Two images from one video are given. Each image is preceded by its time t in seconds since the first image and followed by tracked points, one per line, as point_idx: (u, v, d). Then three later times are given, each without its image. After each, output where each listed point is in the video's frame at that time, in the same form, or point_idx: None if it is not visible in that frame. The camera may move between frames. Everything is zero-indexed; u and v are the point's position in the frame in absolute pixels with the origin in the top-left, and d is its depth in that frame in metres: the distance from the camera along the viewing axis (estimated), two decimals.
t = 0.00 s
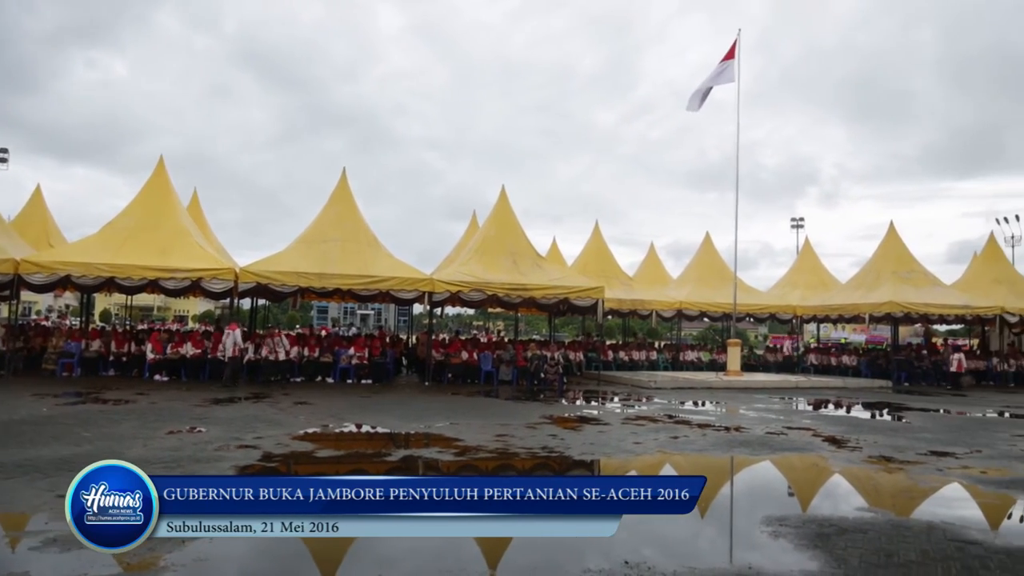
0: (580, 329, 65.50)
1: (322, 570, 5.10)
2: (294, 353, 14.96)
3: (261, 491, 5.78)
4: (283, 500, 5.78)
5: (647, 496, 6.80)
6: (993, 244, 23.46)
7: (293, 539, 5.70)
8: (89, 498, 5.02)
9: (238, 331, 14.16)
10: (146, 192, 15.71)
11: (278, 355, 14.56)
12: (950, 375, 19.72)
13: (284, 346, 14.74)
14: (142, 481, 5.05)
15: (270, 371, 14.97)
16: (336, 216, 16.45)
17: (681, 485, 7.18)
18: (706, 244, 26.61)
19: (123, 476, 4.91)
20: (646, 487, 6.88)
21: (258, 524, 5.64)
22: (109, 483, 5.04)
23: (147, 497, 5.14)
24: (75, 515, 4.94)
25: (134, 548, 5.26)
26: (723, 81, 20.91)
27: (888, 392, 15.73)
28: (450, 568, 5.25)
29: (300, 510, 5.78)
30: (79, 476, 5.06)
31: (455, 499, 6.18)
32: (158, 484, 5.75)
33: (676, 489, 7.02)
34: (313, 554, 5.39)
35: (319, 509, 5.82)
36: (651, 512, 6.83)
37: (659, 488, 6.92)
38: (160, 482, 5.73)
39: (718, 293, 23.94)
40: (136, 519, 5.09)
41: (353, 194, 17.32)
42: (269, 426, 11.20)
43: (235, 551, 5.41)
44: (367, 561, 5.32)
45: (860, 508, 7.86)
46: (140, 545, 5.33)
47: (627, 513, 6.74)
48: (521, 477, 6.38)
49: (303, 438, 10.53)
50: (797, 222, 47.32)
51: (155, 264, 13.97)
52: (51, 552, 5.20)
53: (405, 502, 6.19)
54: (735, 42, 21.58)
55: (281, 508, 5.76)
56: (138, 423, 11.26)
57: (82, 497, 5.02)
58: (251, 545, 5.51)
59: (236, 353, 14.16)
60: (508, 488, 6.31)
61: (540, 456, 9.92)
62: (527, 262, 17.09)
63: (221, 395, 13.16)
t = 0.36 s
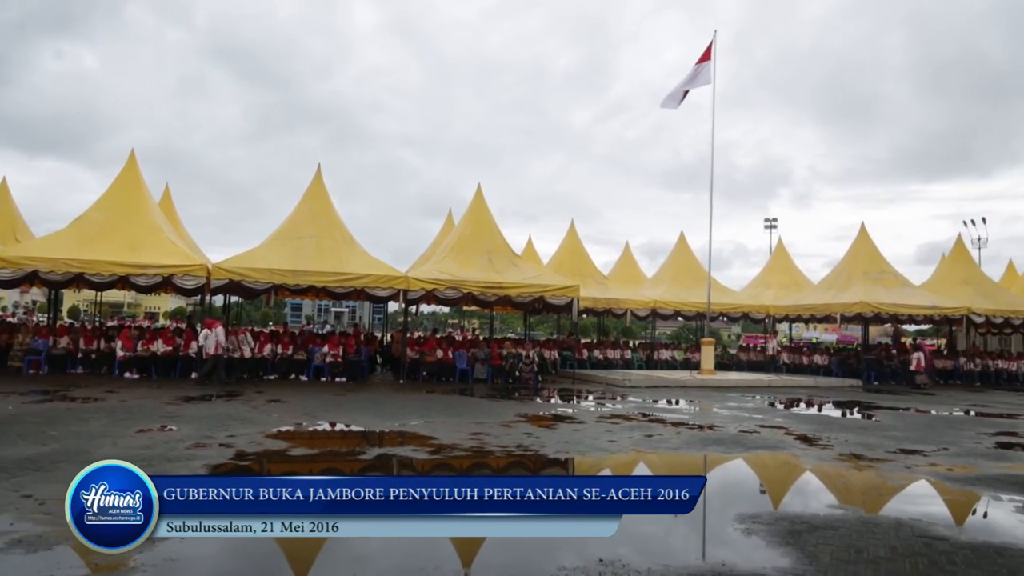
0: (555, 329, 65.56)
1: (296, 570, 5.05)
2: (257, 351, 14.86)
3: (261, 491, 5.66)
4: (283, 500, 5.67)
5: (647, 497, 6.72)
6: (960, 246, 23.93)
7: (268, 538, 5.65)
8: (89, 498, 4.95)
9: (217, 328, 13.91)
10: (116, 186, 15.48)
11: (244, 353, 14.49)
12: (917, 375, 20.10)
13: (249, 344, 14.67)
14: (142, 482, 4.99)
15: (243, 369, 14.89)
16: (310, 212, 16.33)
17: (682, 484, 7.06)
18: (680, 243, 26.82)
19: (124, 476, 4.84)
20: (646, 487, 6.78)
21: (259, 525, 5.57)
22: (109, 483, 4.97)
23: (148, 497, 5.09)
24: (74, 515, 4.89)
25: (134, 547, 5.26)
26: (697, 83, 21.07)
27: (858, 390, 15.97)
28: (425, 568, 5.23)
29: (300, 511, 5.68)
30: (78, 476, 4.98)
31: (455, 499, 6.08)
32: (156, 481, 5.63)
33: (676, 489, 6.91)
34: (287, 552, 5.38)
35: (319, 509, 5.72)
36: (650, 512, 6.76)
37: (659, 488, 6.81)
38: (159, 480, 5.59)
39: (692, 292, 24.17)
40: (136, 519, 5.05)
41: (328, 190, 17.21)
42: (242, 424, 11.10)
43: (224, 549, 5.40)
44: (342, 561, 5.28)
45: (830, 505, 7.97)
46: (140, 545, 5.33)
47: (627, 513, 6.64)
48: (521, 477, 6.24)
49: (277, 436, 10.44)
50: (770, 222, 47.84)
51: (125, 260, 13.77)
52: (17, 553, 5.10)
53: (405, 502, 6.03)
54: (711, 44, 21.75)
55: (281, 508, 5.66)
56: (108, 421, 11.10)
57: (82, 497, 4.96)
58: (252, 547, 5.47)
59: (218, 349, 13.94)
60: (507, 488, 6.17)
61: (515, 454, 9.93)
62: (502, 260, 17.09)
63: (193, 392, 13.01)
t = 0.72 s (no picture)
0: (532, 327, 65.65)
1: (270, 570, 5.00)
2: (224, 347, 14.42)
3: (261, 491, 5.68)
4: (282, 500, 5.69)
5: (647, 497, 6.67)
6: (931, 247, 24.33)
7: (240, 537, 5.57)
8: (89, 498, 4.91)
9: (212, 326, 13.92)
10: (88, 181, 15.25)
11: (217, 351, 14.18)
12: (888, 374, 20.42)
13: (222, 341, 14.32)
14: (141, 482, 4.93)
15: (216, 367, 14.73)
16: (286, 209, 16.22)
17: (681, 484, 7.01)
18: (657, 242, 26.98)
19: (123, 476, 4.79)
20: (645, 488, 6.74)
21: (258, 525, 5.57)
22: (109, 482, 4.93)
23: (147, 497, 5.03)
24: (75, 515, 4.86)
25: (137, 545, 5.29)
26: (675, 83, 21.19)
27: (831, 389, 16.17)
28: (401, 566, 5.20)
29: (300, 510, 5.70)
30: (78, 475, 4.94)
31: (455, 499, 6.02)
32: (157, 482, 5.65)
33: (676, 489, 6.85)
34: (260, 551, 5.35)
35: (319, 509, 5.73)
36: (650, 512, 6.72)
37: (659, 488, 6.80)
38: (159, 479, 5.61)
39: (668, 291, 24.34)
40: (136, 519, 5.00)
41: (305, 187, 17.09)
42: (216, 422, 10.98)
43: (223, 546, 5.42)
44: (317, 561, 5.24)
45: (803, 503, 8.06)
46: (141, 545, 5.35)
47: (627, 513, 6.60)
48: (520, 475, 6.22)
49: (251, 434, 10.36)
50: (746, 222, 48.28)
51: (96, 256, 13.59)
52: None
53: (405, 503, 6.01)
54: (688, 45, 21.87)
55: (281, 508, 5.67)
56: (78, 419, 10.93)
57: (82, 497, 4.92)
58: (242, 548, 5.40)
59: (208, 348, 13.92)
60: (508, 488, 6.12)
61: (491, 452, 9.93)
62: (480, 258, 17.08)
63: (166, 390, 12.86)
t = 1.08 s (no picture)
0: (510, 325, 65.77)
1: (245, 570, 4.95)
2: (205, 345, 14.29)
3: (261, 491, 5.66)
4: (283, 500, 5.68)
5: (648, 497, 6.69)
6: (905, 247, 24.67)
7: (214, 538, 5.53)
8: (89, 498, 4.84)
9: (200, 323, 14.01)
10: (60, 176, 15.03)
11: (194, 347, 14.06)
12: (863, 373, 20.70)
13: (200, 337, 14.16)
14: (142, 482, 4.87)
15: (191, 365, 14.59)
16: (263, 206, 16.09)
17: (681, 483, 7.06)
18: (634, 242, 27.12)
19: (124, 477, 4.72)
20: (646, 487, 6.73)
21: (259, 525, 5.53)
22: (109, 482, 4.87)
23: (147, 497, 4.98)
24: (74, 515, 4.79)
25: (135, 546, 5.22)
26: (654, 83, 21.30)
27: (806, 388, 16.36)
28: (377, 566, 5.17)
29: (300, 510, 5.68)
30: (78, 475, 4.86)
31: (455, 499, 6.02)
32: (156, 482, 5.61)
33: (675, 488, 6.90)
34: (235, 553, 5.27)
35: (319, 509, 5.69)
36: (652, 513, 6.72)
37: (660, 488, 6.79)
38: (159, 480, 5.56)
39: (646, 291, 24.49)
40: (136, 519, 4.94)
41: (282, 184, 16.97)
42: (191, 421, 10.88)
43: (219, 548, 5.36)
44: (293, 560, 5.20)
45: (778, 500, 8.14)
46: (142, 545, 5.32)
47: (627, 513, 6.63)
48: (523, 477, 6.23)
49: (227, 433, 10.27)
50: (722, 222, 48.65)
51: (69, 252, 13.41)
52: None
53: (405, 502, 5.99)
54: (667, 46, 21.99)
55: (281, 508, 5.66)
56: (50, 418, 10.77)
57: (81, 497, 4.85)
58: (216, 548, 5.35)
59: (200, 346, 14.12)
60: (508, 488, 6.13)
61: (468, 451, 9.93)
62: (458, 257, 17.06)
63: (141, 389, 12.71)
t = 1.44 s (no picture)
0: (494, 324, 65.73)
1: (228, 570, 4.93)
2: (205, 341, 14.41)
3: (261, 491, 5.76)
4: (283, 500, 5.78)
5: (647, 497, 6.86)
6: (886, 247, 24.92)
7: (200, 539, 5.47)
8: (89, 498, 4.87)
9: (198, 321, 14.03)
10: (39, 172, 14.86)
11: (178, 344, 14.04)
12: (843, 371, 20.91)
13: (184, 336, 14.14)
14: (142, 482, 4.92)
15: (173, 364, 14.50)
16: (246, 204, 15.99)
17: (680, 485, 7.26)
18: (618, 240, 27.21)
19: (124, 476, 4.76)
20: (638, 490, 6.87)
21: (259, 525, 5.58)
22: (109, 482, 4.92)
23: (147, 497, 5.01)
24: (74, 515, 4.81)
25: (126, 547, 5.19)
26: (639, 82, 21.32)
27: (789, 386, 16.48)
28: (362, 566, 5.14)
29: (300, 510, 5.76)
30: (78, 475, 4.90)
31: (455, 499, 6.15)
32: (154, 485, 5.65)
33: (676, 489, 7.08)
34: (222, 554, 5.20)
35: (318, 508, 5.78)
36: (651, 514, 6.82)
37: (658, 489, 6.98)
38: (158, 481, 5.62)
39: (629, 289, 24.59)
40: (136, 519, 4.97)
41: (265, 182, 16.87)
42: (173, 420, 10.78)
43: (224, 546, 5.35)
44: (276, 561, 5.15)
45: (761, 498, 8.20)
46: (141, 545, 5.32)
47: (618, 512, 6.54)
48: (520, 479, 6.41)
49: (210, 432, 10.21)
50: (705, 222, 48.85)
51: (48, 250, 13.26)
52: None
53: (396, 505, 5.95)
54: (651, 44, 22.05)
55: (281, 508, 5.75)
56: (29, 418, 10.62)
57: (81, 497, 4.88)
58: (202, 552, 5.24)
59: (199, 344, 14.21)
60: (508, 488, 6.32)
61: (452, 450, 9.92)
62: (442, 255, 17.05)
63: (122, 388, 12.59)
